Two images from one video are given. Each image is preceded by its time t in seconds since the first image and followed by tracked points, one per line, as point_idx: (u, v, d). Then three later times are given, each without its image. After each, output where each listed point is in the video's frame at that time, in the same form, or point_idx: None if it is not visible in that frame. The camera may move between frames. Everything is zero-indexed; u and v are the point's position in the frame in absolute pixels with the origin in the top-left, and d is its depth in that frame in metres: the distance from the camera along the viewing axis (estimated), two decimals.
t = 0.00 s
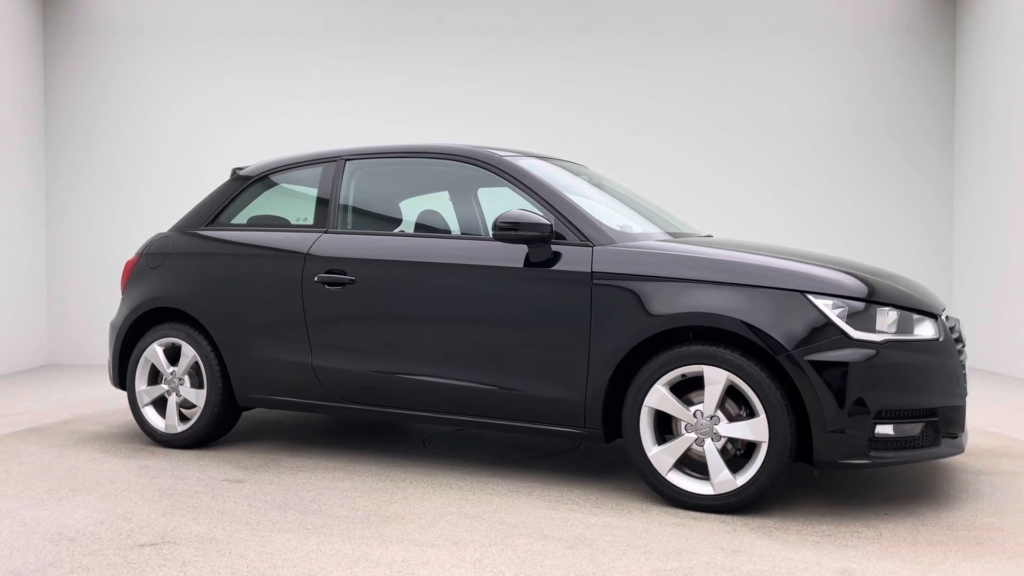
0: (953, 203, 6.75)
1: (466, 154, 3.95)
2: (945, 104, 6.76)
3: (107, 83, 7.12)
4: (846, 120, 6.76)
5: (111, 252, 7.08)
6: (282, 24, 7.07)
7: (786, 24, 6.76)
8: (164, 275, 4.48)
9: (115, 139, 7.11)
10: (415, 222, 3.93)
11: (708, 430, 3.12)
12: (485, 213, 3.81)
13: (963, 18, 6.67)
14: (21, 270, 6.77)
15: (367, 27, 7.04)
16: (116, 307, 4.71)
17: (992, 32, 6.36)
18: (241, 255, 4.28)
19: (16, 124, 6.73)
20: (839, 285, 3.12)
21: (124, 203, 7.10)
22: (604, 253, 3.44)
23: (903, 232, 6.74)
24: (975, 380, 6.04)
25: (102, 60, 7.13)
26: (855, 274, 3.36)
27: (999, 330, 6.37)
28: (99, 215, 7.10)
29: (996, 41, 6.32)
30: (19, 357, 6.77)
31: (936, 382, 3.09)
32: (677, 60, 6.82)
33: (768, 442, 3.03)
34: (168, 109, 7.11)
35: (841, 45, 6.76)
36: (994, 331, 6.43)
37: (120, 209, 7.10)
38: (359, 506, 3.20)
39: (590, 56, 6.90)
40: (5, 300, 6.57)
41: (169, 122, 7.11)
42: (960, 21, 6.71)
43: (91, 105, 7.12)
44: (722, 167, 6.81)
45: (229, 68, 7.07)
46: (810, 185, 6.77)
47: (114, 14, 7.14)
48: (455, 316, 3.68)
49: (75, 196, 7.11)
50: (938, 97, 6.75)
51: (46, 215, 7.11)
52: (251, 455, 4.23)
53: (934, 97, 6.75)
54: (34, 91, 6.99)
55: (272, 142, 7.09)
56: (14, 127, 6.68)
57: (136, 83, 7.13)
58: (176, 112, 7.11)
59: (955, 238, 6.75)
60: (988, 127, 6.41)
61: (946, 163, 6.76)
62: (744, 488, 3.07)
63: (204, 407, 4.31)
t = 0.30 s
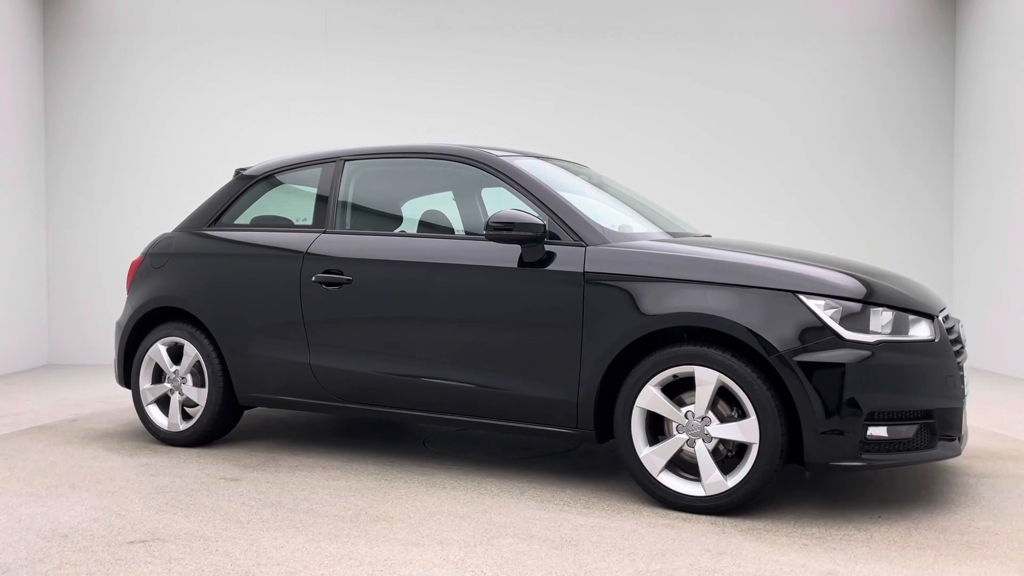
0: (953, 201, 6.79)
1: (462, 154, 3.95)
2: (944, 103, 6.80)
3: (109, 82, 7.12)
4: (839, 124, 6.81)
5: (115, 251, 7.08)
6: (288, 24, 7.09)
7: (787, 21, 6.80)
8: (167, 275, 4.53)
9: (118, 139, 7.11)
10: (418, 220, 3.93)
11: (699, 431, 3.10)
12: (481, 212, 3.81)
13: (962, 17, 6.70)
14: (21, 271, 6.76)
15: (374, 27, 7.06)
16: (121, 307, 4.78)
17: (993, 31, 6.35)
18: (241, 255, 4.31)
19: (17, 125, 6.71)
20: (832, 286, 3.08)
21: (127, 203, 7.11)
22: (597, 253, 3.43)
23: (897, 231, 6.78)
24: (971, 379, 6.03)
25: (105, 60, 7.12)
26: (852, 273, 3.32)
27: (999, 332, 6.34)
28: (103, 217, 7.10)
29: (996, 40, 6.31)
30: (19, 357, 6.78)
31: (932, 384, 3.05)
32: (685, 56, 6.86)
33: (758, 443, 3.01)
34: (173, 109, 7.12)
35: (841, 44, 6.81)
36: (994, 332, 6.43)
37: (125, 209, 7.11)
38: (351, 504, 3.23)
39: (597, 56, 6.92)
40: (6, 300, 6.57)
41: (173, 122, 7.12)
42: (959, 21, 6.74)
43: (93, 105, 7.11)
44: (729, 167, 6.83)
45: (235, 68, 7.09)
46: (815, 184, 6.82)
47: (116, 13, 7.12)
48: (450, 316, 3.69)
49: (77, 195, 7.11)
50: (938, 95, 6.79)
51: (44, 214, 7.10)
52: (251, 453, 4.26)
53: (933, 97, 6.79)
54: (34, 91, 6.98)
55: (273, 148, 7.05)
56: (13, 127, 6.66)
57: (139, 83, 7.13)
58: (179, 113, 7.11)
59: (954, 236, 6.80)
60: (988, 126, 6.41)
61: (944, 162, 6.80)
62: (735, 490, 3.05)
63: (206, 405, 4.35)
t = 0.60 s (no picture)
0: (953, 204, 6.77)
1: (458, 154, 3.97)
2: (943, 104, 6.79)
3: (112, 82, 7.16)
4: (833, 123, 6.81)
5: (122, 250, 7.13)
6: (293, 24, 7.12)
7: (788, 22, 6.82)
8: (170, 275, 4.58)
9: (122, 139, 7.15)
10: (421, 218, 3.94)
11: (690, 432, 3.08)
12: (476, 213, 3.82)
13: (963, 19, 6.68)
14: (23, 269, 6.85)
15: (380, 27, 7.06)
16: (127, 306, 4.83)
17: (992, 30, 6.34)
18: (242, 255, 4.35)
19: (17, 125, 6.75)
20: (825, 286, 3.05)
21: (131, 203, 7.13)
22: (589, 253, 3.43)
23: (895, 233, 6.76)
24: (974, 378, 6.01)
25: (108, 61, 7.17)
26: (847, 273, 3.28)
27: (1002, 332, 6.29)
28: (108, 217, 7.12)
29: (994, 40, 6.30)
30: (22, 355, 6.86)
31: (927, 386, 3.01)
32: (689, 58, 6.84)
33: (749, 445, 2.99)
34: (176, 109, 7.15)
35: (839, 45, 6.80)
36: (1000, 334, 6.34)
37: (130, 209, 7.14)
38: (342, 503, 3.25)
39: (600, 56, 6.92)
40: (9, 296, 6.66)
41: (177, 122, 7.14)
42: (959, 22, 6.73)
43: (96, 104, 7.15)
44: (734, 167, 6.82)
45: (242, 68, 7.14)
46: (814, 188, 6.80)
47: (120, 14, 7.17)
48: (445, 316, 3.70)
49: (82, 195, 7.13)
50: (938, 95, 6.79)
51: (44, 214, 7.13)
52: (252, 452, 4.29)
53: (933, 98, 6.79)
54: (34, 93, 7.01)
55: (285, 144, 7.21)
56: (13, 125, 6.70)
57: (139, 83, 7.16)
58: (185, 112, 7.16)
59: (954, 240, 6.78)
60: (988, 125, 6.39)
61: (943, 162, 6.79)
62: (725, 492, 3.03)
63: (208, 403, 4.39)
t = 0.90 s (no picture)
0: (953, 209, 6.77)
1: (455, 154, 3.98)
2: (944, 104, 6.77)
3: (115, 82, 7.09)
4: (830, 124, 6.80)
5: (126, 249, 7.04)
6: (298, 24, 7.06)
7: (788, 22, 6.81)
8: (174, 275, 4.63)
9: (126, 140, 7.08)
10: (426, 216, 3.93)
11: (680, 432, 3.07)
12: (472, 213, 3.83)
13: (963, 19, 6.67)
14: (20, 271, 6.73)
15: (386, 27, 7.03)
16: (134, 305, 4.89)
17: (993, 31, 6.33)
18: (243, 255, 4.38)
19: (18, 126, 6.71)
20: (816, 287, 3.02)
21: (138, 205, 7.07)
22: (582, 253, 3.42)
23: (887, 234, 6.76)
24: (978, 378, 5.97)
25: (112, 60, 7.10)
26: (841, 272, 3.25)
27: (1001, 331, 6.28)
28: (114, 217, 7.06)
29: (993, 42, 6.31)
30: (22, 357, 6.78)
31: (920, 387, 2.97)
32: (695, 58, 6.85)
33: (738, 446, 2.97)
34: (180, 109, 7.09)
35: (840, 44, 6.80)
36: (999, 334, 6.34)
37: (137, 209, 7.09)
38: (333, 501, 3.26)
39: (605, 56, 6.91)
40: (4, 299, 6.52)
41: (181, 122, 7.09)
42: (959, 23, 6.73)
43: (100, 104, 7.09)
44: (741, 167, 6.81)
45: (246, 68, 7.08)
46: (814, 187, 6.80)
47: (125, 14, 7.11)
48: (439, 316, 3.71)
49: (82, 196, 7.08)
50: (938, 95, 6.77)
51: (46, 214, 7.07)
52: (253, 450, 4.33)
53: (933, 100, 6.77)
54: (37, 93, 6.97)
55: (284, 144, 7.04)
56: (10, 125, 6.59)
57: (145, 84, 7.11)
58: (189, 112, 7.10)
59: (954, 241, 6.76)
60: (988, 125, 6.38)
61: (944, 161, 6.78)
62: (715, 493, 3.01)
63: (210, 402, 4.43)
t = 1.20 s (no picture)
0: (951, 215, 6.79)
1: (451, 154, 3.99)
2: (944, 105, 6.80)
3: (118, 81, 7.13)
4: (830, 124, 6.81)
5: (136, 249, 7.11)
6: (308, 25, 7.09)
7: (791, 21, 6.82)
8: (178, 275, 4.68)
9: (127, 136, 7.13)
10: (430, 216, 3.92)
11: (671, 434, 3.05)
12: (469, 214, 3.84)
13: (962, 19, 6.70)
14: (19, 269, 6.81)
15: (394, 28, 7.06)
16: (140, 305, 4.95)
17: (993, 30, 6.35)
18: (244, 254, 4.42)
19: (17, 125, 6.74)
20: (808, 287, 2.99)
21: (143, 203, 7.12)
22: (574, 253, 3.41)
23: (884, 232, 6.78)
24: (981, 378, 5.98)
25: (114, 59, 7.13)
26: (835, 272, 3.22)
27: (1001, 331, 6.30)
28: (122, 216, 7.12)
29: (995, 42, 6.30)
30: (22, 356, 6.85)
31: (913, 389, 2.93)
32: (702, 59, 6.86)
33: (728, 448, 2.95)
34: (185, 109, 7.12)
35: (841, 45, 6.82)
36: (1000, 334, 6.36)
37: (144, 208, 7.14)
38: (325, 500, 3.28)
39: (610, 55, 6.92)
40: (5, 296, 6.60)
41: (184, 122, 7.12)
42: (959, 24, 6.75)
43: (100, 102, 7.13)
44: (748, 166, 6.84)
45: (253, 69, 7.10)
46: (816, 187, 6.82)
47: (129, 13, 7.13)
48: (434, 316, 3.72)
49: (81, 194, 7.12)
50: (939, 95, 6.80)
51: (44, 212, 7.11)
52: (254, 448, 4.37)
53: (933, 101, 6.80)
54: (36, 92, 7.01)
55: (297, 146, 7.12)
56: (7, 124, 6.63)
57: (147, 83, 7.14)
58: (195, 111, 7.13)
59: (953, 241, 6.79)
60: (988, 126, 6.41)
61: (944, 161, 6.80)
62: (704, 495, 2.99)
63: (212, 401, 4.48)
